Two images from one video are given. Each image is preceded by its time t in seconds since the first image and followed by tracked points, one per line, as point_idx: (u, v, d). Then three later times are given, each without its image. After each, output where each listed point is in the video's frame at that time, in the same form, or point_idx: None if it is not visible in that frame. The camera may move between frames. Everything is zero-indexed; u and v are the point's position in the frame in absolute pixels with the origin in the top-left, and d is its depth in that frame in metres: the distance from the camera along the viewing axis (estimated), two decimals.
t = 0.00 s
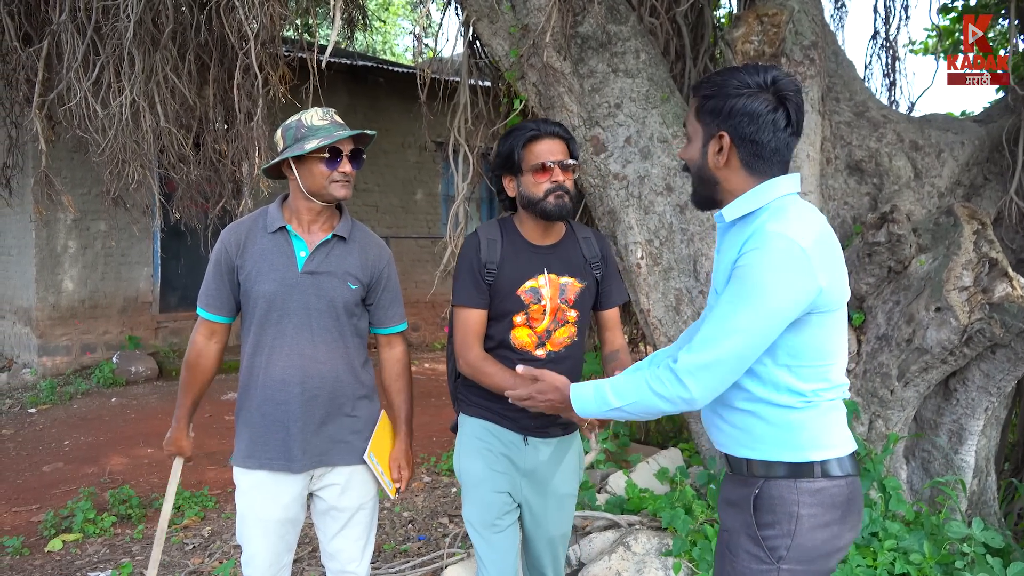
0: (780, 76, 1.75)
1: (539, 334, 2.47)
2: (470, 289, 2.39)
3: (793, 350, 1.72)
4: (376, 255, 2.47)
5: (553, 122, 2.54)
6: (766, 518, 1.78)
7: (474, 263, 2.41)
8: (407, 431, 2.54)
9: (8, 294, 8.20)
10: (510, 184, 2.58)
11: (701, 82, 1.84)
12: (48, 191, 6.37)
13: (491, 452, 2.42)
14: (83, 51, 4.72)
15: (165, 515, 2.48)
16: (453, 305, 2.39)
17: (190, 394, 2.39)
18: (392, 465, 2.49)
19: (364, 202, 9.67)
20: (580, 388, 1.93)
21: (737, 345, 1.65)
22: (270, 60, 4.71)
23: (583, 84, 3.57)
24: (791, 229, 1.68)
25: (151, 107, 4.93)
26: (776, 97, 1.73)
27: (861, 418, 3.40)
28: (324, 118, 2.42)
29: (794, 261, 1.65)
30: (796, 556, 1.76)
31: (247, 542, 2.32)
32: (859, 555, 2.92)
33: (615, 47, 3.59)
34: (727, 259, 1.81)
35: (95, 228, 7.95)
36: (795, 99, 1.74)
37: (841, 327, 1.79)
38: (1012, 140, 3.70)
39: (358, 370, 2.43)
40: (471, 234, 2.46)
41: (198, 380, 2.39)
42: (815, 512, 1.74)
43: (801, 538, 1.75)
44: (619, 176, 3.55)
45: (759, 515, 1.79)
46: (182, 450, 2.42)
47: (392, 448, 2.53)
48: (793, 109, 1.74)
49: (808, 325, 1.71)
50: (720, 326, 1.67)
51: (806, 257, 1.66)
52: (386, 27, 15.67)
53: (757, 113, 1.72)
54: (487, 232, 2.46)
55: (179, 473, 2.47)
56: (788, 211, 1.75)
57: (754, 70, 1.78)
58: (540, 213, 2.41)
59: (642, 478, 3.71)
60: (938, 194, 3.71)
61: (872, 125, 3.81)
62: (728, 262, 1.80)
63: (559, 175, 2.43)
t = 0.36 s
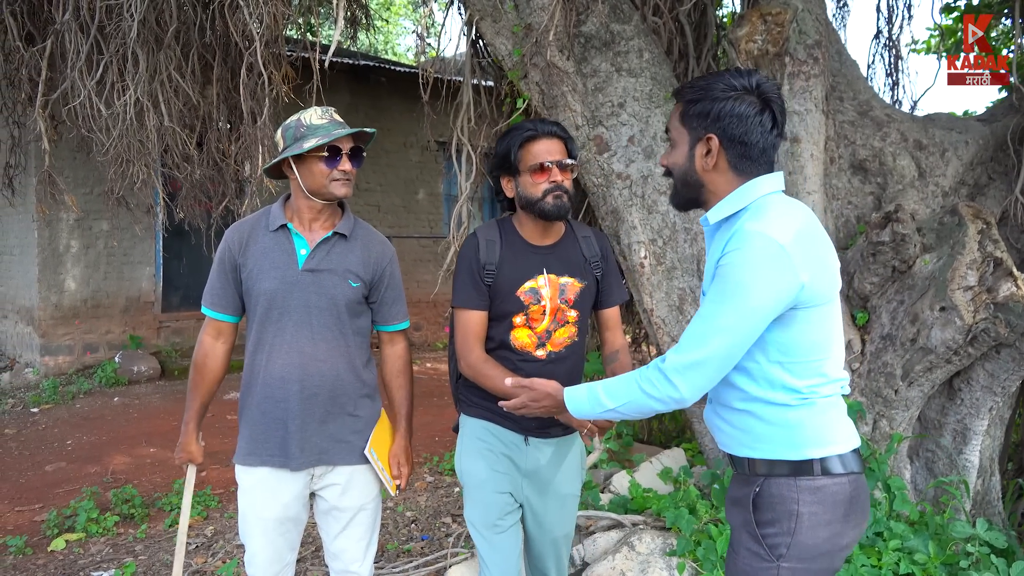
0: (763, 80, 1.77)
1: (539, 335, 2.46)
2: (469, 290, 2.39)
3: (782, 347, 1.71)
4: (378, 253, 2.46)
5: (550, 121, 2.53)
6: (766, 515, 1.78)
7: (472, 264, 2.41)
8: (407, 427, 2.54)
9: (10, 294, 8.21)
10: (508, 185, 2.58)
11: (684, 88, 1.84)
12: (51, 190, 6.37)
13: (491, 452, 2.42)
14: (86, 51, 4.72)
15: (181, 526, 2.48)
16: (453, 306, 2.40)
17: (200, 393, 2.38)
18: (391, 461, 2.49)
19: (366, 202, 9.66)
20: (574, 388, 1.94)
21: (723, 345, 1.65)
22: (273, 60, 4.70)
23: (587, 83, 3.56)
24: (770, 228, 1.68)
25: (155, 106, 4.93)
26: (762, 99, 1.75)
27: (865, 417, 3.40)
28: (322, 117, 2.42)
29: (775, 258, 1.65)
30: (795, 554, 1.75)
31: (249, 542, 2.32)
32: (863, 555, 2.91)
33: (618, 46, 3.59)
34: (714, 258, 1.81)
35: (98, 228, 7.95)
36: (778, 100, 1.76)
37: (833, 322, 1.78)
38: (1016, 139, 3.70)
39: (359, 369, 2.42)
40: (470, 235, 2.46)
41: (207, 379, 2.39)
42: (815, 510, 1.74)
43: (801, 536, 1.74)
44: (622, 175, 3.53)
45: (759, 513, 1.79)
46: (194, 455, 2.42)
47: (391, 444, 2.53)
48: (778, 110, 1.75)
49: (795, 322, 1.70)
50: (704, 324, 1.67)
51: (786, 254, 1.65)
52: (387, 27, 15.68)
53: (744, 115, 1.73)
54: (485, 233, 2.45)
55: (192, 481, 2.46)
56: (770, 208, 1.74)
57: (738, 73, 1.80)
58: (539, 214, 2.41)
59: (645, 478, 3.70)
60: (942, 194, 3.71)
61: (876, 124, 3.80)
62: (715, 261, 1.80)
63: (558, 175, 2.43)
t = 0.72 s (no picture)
0: (776, 83, 1.76)
1: (541, 336, 2.46)
2: (469, 293, 2.39)
3: (800, 348, 1.71)
4: (378, 252, 2.46)
5: (550, 122, 2.53)
6: (776, 516, 1.78)
7: (473, 266, 2.41)
8: (408, 425, 2.55)
9: (12, 294, 8.22)
10: (509, 187, 2.58)
11: (695, 86, 1.82)
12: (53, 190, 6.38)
13: (493, 453, 2.42)
14: (88, 52, 4.73)
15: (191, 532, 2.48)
16: (453, 308, 2.40)
17: (205, 395, 2.39)
18: (394, 456, 2.50)
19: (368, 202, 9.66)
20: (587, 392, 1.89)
21: (748, 347, 1.63)
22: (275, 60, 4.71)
23: (588, 83, 3.56)
24: (789, 228, 1.68)
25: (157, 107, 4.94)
26: (773, 105, 1.74)
27: (867, 418, 3.40)
28: (317, 118, 2.42)
29: (796, 259, 1.65)
30: (806, 554, 1.75)
31: (252, 543, 2.32)
32: (865, 555, 2.91)
33: (620, 46, 3.59)
34: (728, 260, 1.80)
35: (100, 228, 7.96)
36: (789, 106, 1.75)
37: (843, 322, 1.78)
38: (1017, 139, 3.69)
39: (361, 368, 2.42)
40: (471, 236, 2.46)
41: (211, 380, 2.39)
42: (825, 510, 1.74)
43: (811, 535, 1.74)
44: (624, 175, 3.53)
45: (769, 514, 1.79)
46: (201, 459, 2.42)
47: (393, 440, 2.54)
48: (788, 117, 1.75)
49: (812, 322, 1.70)
50: (729, 328, 1.65)
51: (806, 255, 1.65)
52: (388, 27, 15.69)
53: (754, 120, 1.73)
54: (486, 235, 2.45)
55: (199, 485, 2.47)
56: (784, 208, 1.74)
57: (752, 75, 1.78)
58: (540, 215, 2.41)
59: (647, 478, 3.70)
60: (943, 193, 3.71)
61: (878, 124, 3.80)
62: (729, 263, 1.79)
63: (559, 175, 2.43)
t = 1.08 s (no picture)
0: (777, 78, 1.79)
1: (542, 337, 2.46)
2: (470, 295, 2.39)
3: (799, 348, 1.70)
4: (377, 253, 2.47)
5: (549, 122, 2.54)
6: (768, 514, 1.78)
7: (474, 268, 2.41)
8: (406, 425, 2.56)
9: (13, 294, 8.22)
10: (509, 188, 2.58)
11: (703, 85, 1.81)
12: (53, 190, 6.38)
13: (494, 454, 2.42)
14: (89, 52, 4.73)
15: (187, 531, 2.48)
16: (454, 309, 2.40)
17: (205, 395, 2.39)
18: (393, 457, 2.51)
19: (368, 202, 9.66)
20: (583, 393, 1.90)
21: (747, 346, 1.63)
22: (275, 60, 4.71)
23: (588, 84, 3.56)
24: (793, 228, 1.68)
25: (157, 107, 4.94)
26: (785, 97, 1.77)
27: (867, 418, 3.41)
28: (318, 119, 2.42)
29: (798, 260, 1.64)
30: (798, 553, 1.75)
31: (252, 543, 2.32)
32: (866, 556, 2.91)
33: (620, 47, 3.59)
34: (730, 261, 1.81)
35: (100, 228, 7.96)
36: (796, 98, 1.79)
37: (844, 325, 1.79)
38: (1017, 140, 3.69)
39: (360, 369, 2.42)
40: (471, 237, 2.46)
41: (210, 381, 2.39)
42: (816, 509, 1.74)
43: (804, 535, 1.74)
44: (624, 176, 3.53)
45: (761, 512, 1.79)
46: (200, 458, 2.43)
47: (391, 440, 2.54)
48: (797, 109, 1.78)
49: (813, 323, 1.70)
50: (729, 325, 1.65)
51: (809, 256, 1.65)
52: (389, 27, 15.69)
53: (774, 113, 1.74)
54: (487, 236, 2.45)
55: (196, 484, 2.47)
56: (788, 209, 1.75)
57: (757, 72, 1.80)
58: (540, 215, 2.41)
59: (647, 478, 3.70)
60: (944, 194, 3.70)
61: (878, 124, 3.81)
62: (731, 263, 1.79)
63: (559, 174, 2.43)
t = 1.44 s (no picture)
0: (729, 85, 1.72)
1: (546, 337, 2.47)
2: (474, 295, 2.39)
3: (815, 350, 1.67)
4: (379, 253, 2.47)
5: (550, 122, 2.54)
6: (767, 513, 1.78)
7: (477, 268, 2.41)
8: (407, 424, 2.57)
9: (13, 294, 8.22)
10: (511, 189, 2.58)
11: (662, 108, 1.83)
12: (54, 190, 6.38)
13: (498, 453, 2.43)
14: (89, 52, 4.73)
15: (189, 531, 2.48)
16: (459, 309, 2.40)
17: (206, 394, 2.39)
18: (394, 457, 2.52)
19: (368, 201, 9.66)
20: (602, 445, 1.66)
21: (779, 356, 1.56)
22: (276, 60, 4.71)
23: (589, 84, 3.57)
24: (797, 229, 1.64)
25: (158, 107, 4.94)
26: (730, 107, 1.70)
27: (868, 418, 3.41)
28: (319, 119, 2.43)
29: (808, 260, 1.61)
30: (798, 551, 1.75)
31: (253, 543, 2.33)
32: (866, 556, 2.91)
33: (620, 47, 3.59)
34: (733, 271, 1.74)
35: (101, 228, 7.96)
36: (749, 102, 1.70)
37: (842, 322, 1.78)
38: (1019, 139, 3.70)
39: (362, 369, 2.43)
40: (475, 238, 2.45)
41: (211, 381, 2.39)
42: (815, 506, 1.74)
43: (803, 534, 1.74)
44: (625, 176, 3.53)
45: (761, 510, 1.79)
46: (201, 459, 2.43)
47: (393, 440, 2.55)
48: (750, 113, 1.70)
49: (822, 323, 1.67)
50: (759, 338, 1.56)
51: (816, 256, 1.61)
52: (390, 27, 15.70)
53: (712, 128, 1.70)
54: (490, 236, 2.45)
55: (197, 484, 2.47)
56: (785, 209, 1.71)
57: (707, 82, 1.75)
58: (543, 214, 2.41)
59: (648, 478, 3.70)
60: (945, 194, 3.70)
61: (879, 124, 3.81)
62: (735, 273, 1.73)
63: (559, 172, 2.43)
